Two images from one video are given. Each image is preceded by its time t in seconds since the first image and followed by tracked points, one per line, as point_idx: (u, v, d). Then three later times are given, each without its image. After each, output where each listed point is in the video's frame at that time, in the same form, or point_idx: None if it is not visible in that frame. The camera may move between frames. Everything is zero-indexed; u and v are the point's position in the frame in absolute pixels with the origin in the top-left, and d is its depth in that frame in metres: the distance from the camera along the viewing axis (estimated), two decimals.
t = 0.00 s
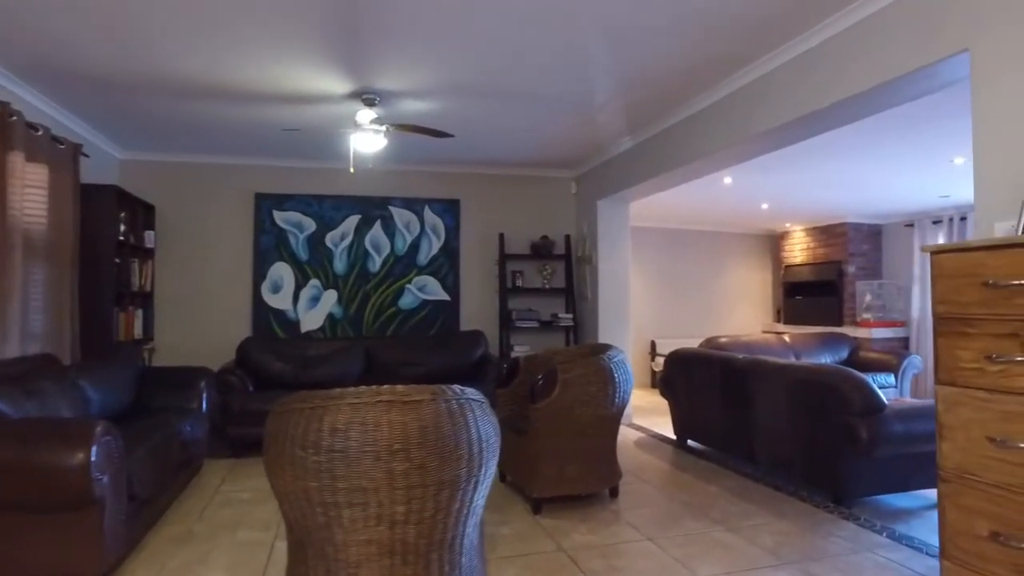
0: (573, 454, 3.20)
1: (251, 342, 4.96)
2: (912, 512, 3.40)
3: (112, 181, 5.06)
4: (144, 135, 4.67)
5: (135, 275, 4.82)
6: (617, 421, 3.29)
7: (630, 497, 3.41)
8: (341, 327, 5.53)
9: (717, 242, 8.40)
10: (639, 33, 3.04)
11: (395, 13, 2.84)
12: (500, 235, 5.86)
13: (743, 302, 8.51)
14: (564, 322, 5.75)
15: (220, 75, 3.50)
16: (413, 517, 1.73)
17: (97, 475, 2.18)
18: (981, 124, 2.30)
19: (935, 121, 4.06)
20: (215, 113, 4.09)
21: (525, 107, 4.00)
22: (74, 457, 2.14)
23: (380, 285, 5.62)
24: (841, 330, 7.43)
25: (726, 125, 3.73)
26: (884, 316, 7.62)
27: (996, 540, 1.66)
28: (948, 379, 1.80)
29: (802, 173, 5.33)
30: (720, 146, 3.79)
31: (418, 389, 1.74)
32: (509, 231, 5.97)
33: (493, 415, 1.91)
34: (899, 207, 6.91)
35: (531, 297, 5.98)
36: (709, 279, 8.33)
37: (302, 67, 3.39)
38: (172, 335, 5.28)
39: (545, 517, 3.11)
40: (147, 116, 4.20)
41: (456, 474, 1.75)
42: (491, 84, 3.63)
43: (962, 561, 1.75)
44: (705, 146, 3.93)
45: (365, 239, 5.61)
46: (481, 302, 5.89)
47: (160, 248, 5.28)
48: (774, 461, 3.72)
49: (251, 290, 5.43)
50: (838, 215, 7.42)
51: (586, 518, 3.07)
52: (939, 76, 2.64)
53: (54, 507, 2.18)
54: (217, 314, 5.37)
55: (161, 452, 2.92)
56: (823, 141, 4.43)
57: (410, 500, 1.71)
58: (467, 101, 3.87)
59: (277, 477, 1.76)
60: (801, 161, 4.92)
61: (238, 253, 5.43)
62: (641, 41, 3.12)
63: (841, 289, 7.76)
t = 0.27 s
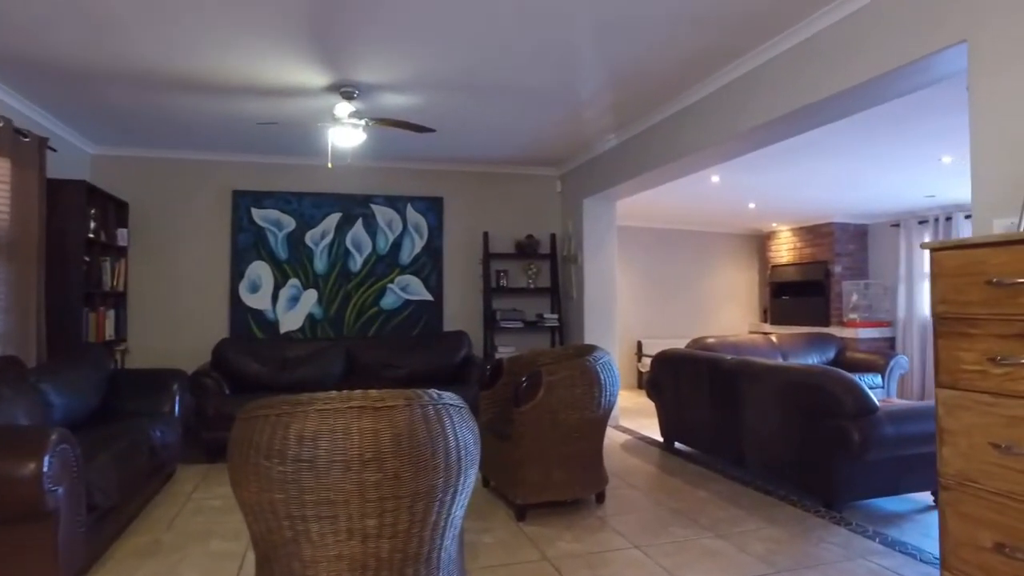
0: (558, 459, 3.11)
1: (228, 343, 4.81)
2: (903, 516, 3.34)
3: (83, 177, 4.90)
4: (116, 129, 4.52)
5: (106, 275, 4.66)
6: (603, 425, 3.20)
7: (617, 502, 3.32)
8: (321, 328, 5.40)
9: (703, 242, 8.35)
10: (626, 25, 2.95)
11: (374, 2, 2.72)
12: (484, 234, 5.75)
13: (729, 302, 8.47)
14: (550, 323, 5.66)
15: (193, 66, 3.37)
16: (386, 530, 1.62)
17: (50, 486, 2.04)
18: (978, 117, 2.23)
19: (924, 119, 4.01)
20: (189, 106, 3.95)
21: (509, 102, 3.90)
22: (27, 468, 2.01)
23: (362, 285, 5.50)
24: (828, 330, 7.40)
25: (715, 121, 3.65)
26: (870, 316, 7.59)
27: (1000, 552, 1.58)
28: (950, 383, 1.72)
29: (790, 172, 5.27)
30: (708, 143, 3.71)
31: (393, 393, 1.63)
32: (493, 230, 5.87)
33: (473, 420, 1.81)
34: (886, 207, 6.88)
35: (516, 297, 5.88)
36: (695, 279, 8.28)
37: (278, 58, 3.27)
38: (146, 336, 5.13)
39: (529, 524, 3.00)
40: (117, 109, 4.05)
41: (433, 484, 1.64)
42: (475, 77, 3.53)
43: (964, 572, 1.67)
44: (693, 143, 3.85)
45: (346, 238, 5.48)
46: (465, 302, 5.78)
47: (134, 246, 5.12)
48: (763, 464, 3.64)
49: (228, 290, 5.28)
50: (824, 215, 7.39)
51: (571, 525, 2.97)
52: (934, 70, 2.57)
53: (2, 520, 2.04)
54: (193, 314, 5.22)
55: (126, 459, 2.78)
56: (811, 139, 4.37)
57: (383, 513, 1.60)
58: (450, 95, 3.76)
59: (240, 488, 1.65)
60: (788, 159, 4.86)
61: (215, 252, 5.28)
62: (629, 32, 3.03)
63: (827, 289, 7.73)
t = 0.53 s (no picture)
0: (544, 464, 3.00)
1: (203, 345, 4.66)
2: (895, 520, 3.27)
3: (51, 173, 4.72)
4: (84, 123, 4.34)
5: (76, 274, 4.48)
6: (590, 429, 3.09)
7: (605, 508, 3.22)
8: (301, 329, 5.26)
9: (690, 242, 8.29)
10: (614, 16, 2.85)
11: None
12: (468, 233, 5.63)
13: (716, 303, 8.42)
14: (535, 323, 5.55)
15: (161, 57, 3.22)
16: (361, 548, 1.50)
17: None
18: (980, 110, 2.15)
19: (915, 116, 3.95)
20: (160, 99, 3.80)
21: (493, 96, 3.79)
22: None
23: (343, 285, 5.36)
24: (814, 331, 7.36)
25: (704, 117, 3.56)
26: (857, 316, 7.56)
27: (1012, 567, 1.50)
28: (957, 387, 1.63)
29: (778, 171, 5.20)
30: (697, 139, 3.62)
31: (368, 399, 1.52)
32: (477, 228, 5.75)
33: (454, 428, 1.70)
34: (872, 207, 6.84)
35: (500, 297, 5.77)
36: (682, 279, 8.22)
37: (251, 49, 3.13)
38: (118, 337, 4.96)
39: (514, 533, 2.90)
40: (84, 102, 3.88)
41: (412, 497, 1.53)
42: (457, 70, 3.41)
43: None
44: (682, 140, 3.76)
45: (326, 237, 5.34)
46: (448, 302, 5.66)
47: (105, 245, 4.95)
48: (754, 468, 3.56)
49: (204, 290, 5.12)
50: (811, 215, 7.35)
51: (558, 534, 2.87)
52: (931, 63, 2.49)
53: None
54: (168, 315, 5.06)
55: (89, 468, 2.63)
56: (801, 137, 4.29)
57: (357, 529, 1.48)
58: (432, 88, 3.64)
59: (202, 504, 1.52)
60: (777, 158, 4.79)
61: (190, 251, 5.12)
62: (617, 24, 2.93)
63: (813, 289, 7.69)
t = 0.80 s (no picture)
0: (528, 470, 2.91)
1: (175, 347, 4.50)
2: (886, 524, 3.22)
3: (15, 168, 4.53)
4: (49, 116, 4.17)
5: (39, 274, 4.32)
6: (577, 433, 3.00)
7: (591, 515, 3.13)
8: (278, 330, 5.11)
9: (673, 242, 8.24)
10: (602, 7, 2.75)
11: None
12: (450, 231, 5.52)
13: (699, 303, 8.39)
14: (518, 324, 5.45)
15: (129, 47, 3.07)
16: (334, 570, 1.38)
17: None
18: (980, 103, 2.08)
19: (903, 115, 3.91)
20: (128, 91, 3.64)
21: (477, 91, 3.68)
22: None
23: (321, 285, 5.22)
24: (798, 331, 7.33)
25: (692, 114, 3.48)
26: (840, 316, 7.55)
27: None
28: (966, 393, 1.56)
29: (764, 170, 5.15)
30: (684, 136, 3.55)
31: (342, 408, 1.41)
32: (459, 227, 5.64)
33: (435, 437, 1.59)
34: (856, 207, 6.81)
35: (483, 297, 5.67)
36: (665, 279, 8.17)
37: (223, 39, 2.99)
38: (86, 339, 4.77)
39: (498, 542, 2.79)
40: (48, 93, 3.71)
41: (390, 513, 1.42)
42: (439, 63, 3.30)
43: None
44: (669, 137, 3.67)
45: (304, 235, 5.20)
46: (430, 303, 5.55)
47: (73, 243, 4.76)
48: (742, 471, 3.49)
49: (176, 290, 4.95)
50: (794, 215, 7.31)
51: (544, 543, 2.77)
52: (926, 57, 2.42)
53: None
54: (138, 316, 4.89)
55: (47, 479, 2.49)
56: (788, 135, 4.24)
57: (330, 549, 1.36)
58: (413, 82, 3.53)
59: (160, 523, 1.40)
60: (763, 156, 4.74)
61: (161, 249, 4.95)
62: (605, 16, 2.83)
63: (797, 290, 7.66)
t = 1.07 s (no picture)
0: (506, 475, 2.82)
1: (139, 348, 4.32)
2: (868, 526, 3.17)
3: None
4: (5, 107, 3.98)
5: None
6: (556, 436, 2.91)
7: (570, 520, 3.04)
8: (248, 331, 4.95)
9: (653, 241, 8.20)
10: None
11: None
12: (426, 229, 5.41)
13: (678, 303, 8.36)
14: (495, 324, 5.35)
15: (86, 33, 2.91)
16: None
17: None
18: (970, 96, 2.03)
19: (883, 113, 3.88)
20: (88, 81, 3.47)
21: (454, 83, 3.58)
22: None
23: (294, 284, 5.08)
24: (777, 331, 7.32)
25: (672, 109, 3.41)
26: (817, 316, 7.55)
27: None
28: (962, 394, 1.49)
29: (744, 168, 5.11)
30: (665, 132, 3.48)
31: (304, 415, 1.32)
32: (436, 226, 5.54)
33: (405, 445, 1.50)
34: (834, 207, 6.81)
35: (460, 297, 5.56)
36: (645, 279, 8.13)
37: (187, 25, 2.85)
38: (46, 341, 4.56)
39: (474, 550, 2.69)
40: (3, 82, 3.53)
41: (355, 528, 1.32)
42: (414, 54, 3.19)
43: None
44: (650, 132, 3.60)
45: (276, 233, 5.05)
46: (406, 302, 5.43)
47: (32, 241, 4.54)
48: (725, 474, 3.43)
49: (141, 289, 4.77)
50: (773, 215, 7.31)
51: (522, 551, 2.67)
52: (912, 50, 2.37)
53: None
54: (101, 316, 4.69)
55: None
56: (768, 133, 4.20)
57: (289, 568, 1.26)
58: (388, 74, 3.42)
59: (101, 543, 1.28)
60: (744, 154, 4.69)
61: (126, 247, 4.76)
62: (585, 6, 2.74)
63: (775, 289, 7.65)
